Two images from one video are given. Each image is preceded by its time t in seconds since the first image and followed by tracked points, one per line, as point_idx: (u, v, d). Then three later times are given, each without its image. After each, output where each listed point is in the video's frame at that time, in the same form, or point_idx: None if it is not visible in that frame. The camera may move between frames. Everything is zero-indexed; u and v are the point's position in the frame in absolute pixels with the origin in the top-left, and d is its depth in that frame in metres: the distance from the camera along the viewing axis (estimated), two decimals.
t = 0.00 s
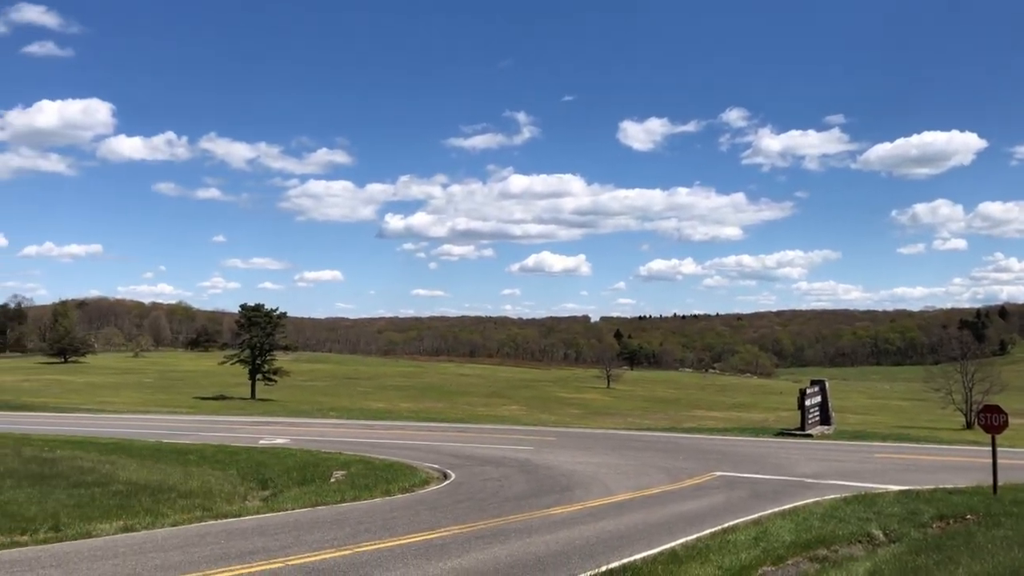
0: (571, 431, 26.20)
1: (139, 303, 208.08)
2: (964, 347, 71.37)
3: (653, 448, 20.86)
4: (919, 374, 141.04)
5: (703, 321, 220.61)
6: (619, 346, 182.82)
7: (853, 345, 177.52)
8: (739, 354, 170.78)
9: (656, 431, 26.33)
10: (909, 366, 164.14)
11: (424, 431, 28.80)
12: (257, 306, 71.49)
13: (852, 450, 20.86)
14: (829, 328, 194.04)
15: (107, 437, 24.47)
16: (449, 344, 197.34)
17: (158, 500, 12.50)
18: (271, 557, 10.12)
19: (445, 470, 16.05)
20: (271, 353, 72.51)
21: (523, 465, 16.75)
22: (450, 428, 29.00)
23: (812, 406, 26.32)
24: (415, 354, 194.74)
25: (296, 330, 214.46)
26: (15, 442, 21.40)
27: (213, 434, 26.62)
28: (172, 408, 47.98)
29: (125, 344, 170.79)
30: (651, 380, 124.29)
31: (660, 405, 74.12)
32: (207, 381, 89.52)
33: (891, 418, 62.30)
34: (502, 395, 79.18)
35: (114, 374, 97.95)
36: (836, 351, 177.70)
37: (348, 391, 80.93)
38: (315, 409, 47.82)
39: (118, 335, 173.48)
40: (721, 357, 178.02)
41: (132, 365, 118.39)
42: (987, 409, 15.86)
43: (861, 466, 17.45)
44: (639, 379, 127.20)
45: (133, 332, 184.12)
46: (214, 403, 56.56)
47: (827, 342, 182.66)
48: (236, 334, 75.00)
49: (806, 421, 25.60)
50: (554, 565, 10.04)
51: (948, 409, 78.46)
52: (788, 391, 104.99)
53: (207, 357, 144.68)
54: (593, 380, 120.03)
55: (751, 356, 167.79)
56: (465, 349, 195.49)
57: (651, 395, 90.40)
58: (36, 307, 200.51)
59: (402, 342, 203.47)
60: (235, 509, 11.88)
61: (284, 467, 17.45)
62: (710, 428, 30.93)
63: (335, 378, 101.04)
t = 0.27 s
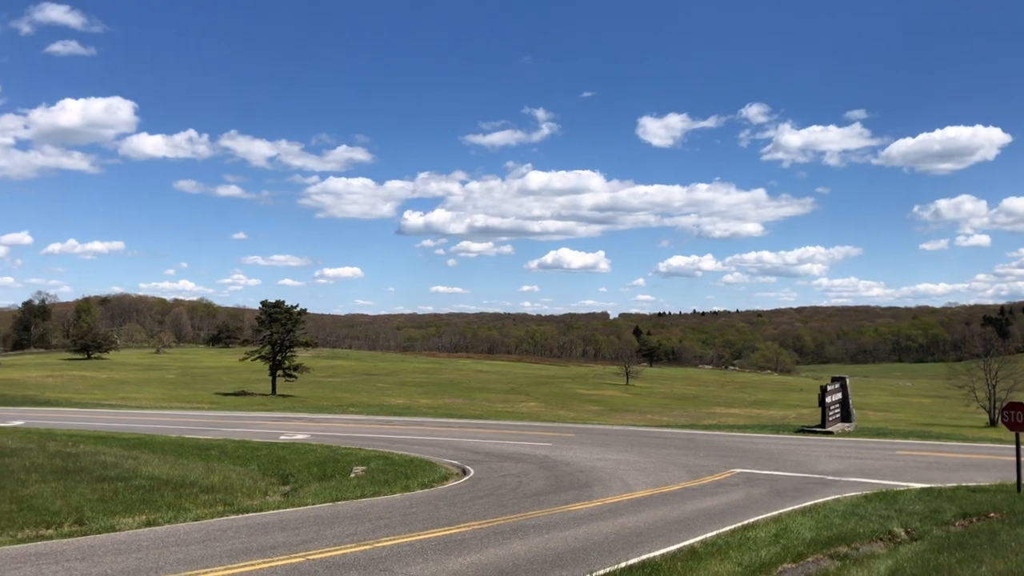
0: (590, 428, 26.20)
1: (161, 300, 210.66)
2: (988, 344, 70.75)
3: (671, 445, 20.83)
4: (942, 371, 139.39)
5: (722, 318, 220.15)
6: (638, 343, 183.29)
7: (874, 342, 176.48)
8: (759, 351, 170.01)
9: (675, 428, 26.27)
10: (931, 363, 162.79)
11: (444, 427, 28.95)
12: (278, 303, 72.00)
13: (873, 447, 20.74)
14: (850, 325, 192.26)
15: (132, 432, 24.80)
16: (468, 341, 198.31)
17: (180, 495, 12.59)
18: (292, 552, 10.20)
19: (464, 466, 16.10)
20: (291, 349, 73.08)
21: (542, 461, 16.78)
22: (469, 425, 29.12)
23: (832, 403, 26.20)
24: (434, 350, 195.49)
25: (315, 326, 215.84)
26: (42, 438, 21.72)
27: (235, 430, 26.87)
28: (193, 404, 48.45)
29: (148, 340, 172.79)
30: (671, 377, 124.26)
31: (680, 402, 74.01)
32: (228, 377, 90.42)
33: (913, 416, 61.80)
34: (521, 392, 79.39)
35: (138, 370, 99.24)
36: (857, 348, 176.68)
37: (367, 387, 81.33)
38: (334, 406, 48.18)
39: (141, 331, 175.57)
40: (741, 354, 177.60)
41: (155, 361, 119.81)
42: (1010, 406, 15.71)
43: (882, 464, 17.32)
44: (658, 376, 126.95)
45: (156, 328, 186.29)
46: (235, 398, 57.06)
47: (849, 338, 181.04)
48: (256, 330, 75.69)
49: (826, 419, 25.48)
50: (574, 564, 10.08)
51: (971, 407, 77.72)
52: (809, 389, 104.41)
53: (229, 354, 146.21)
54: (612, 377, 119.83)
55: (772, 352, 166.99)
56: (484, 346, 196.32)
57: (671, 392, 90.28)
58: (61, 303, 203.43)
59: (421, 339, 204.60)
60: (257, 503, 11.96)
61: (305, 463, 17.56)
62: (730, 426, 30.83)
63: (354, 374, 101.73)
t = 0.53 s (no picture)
0: (610, 424, 26.18)
1: (183, 297, 212.89)
2: (1014, 341, 69.84)
3: (692, 441, 20.77)
4: (966, 368, 138.04)
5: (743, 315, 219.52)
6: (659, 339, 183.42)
7: (897, 338, 175.23)
8: (780, 347, 169.33)
9: (696, 425, 26.19)
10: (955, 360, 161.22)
11: (463, 423, 29.04)
12: (298, 299, 72.41)
13: (896, 444, 20.56)
14: (873, 322, 190.66)
15: (156, 428, 25.05)
16: (488, 338, 199.07)
17: (202, 490, 12.66)
18: (311, 548, 10.26)
19: (483, 462, 16.13)
20: (312, 345, 73.49)
21: (562, 457, 16.78)
22: (489, 421, 29.24)
23: (855, 399, 26.00)
24: (454, 346, 196.17)
25: (335, 323, 217.21)
26: (68, 433, 22.02)
27: (257, 426, 27.10)
28: (215, 399, 48.88)
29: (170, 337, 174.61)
30: (691, 374, 123.99)
31: (701, 398, 73.80)
32: (249, 373, 91.26)
33: (937, 413, 61.31)
34: (540, 389, 79.53)
35: (161, 365, 100.37)
36: (879, 345, 175.46)
37: (387, 383, 81.71)
38: (354, 401, 48.45)
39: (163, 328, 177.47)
40: (762, 351, 177.34)
41: (178, 357, 121.21)
42: None
43: (905, 461, 17.18)
44: (677, 372, 126.69)
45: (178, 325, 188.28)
46: (256, 394, 57.60)
47: (871, 335, 179.58)
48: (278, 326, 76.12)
49: (849, 416, 25.30)
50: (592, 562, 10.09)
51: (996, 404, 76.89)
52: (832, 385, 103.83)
53: (250, 350, 147.45)
54: (631, 374, 119.59)
55: (793, 349, 166.25)
56: (504, 342, 197.08)
57: (692, 389, 90.06)
58: (86, 300, 206.13)
59: (441, 335, 205.57)
60: (278, 499, 12.04)
61: (325, 458, 17.64)
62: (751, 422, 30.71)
63: (374, 371, 102.27)
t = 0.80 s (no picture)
0: (630, 421, 26.17)
1: (205, 294, 214.91)
2: None
3: (712, 438, 20.72)
4: (990, 364, 136.70)
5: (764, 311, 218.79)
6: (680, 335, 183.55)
7: (920, 334, 173.75)
8: (802, 344, 166.59)
9: (717, 422, 26.13)
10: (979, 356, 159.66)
11: (483, 418, 29.14)
12: (319, 296, 72.74)
13: (919, 440, 20.40)
14: (896, 317, 189.06)
15: (179, 424, 25.30)
16: (507, 334, 199.46)
17: (224, 486, 12.74)
18: (333, 543, 10.33)
19: (504, 458, 16.14)
20: (332, 342, 73.85)
21: (582, 453, 16.79)
22: (509, 417, 29.32)
23: (878, 396, 25.83)
24: (473, 343, 196.69)
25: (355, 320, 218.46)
26: (94, 427, 22.28)
27: (279, 422, 27.32)
28: (237, 396, 49.27)
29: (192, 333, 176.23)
30: (712, 370, 123.70)
31: (721, 395, 73.60)
32: (270, 369, 92.02)
33: (961, 410, 60.73)
34: (561, 385, 79.64)
35: (183, 362, 101.41)
36: (902, 341, 174.32)
37: (407, 379, 82.04)
38: (375, 397, 48.72)
39: (185, 324, 179.18)
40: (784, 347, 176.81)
41: (200, 353, 122.42)
42: None
43: (929, 458, 17.04)
44: (697, 369, 126.42)
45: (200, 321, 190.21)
46: (278, 390, 58.06)
47: (894, 331, 178.11)
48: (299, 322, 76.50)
49: (871, 412, 25.13)
50: (613, 559, 10.08)
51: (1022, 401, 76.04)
52: (854, 382, 103.15)
53: (271, 346, 148.59)
54: (650, 370, 119.32)
55: (815, 345, 163.92)
56: (523, 339, 197.46)
57: (713, 385, 89.80)
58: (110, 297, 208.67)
59: (461, 331, 206.40)
60: (300, 494, 12.12)
61: (346, 454, 17.71)
62: (772, 419, 30.58)
63: (394, 367, 102.80)
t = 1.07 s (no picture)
0: (650, 419, 26.12)
1: (227, 291, 216.92)
2: None
3: (732, 436, 20.64)
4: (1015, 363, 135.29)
5: (785, 309, 217.88)
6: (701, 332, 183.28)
7: (944, 331, 172.24)
8: (824, 342, 167.53)
9: (737, 420, 25.98)
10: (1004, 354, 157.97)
11: (502, 416, 29.19)
12: (340, 293, 73.18)
13: (943, 439, 20.20)
14: (919, 315, 187.37)
15: (201, 420, 25.53)
16: (527, 331, 199.70)
17: (246, 482, 12.83)
18: (354, 539, 10.36)
19: (524, 456, 16.15)
20: (353, 339, 74.29)
21: (604, 451, 16.77)
22: (528, 414, 29.39)
23: (901, 393, 25.61)
24: (493, 340, 197.20)
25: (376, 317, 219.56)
26: (118, 424, 22.56)
27: (300, 418, 27.50)
28: (258, 392, 49.67)
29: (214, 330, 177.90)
30: (732, 367, 123.25)
31: (742, 393, 73.27)
32: (291, 366, 92.67)
33: (987, 408, 60.09)
34: (581, 382, 79.62)
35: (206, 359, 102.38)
36: (925, 339, 172.88)
37: (427, 376, 82.38)
38: (396, 394, 48.91)
39: (208, 322, 180.95)
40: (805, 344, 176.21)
41: (222, 350, 123.59)
42: None
43: (954, 457, 16.87)
44: (717, 366, 126.03)
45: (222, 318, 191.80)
46: (298, 387, 58.50)
47: (917, 329, 176.55)
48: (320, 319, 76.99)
49: (894, 410, 24.94)
50: (633, 557, 10.05)
51: None
52: (878, 379, 102.41)
53: (292, 343, 149.70)
54: (671, 367, 118.99)
55: (837, 343, 164.23)
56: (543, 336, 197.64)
57: (735, 382, 89.47)
58: (134, 294, 211.03)
59: (480, 328, 207.08)
60: (321, 490, 12.18)
61: (367, 451, 17.79)
62: (793, 417, 30.38)
63: (413, 364, 103.24)
